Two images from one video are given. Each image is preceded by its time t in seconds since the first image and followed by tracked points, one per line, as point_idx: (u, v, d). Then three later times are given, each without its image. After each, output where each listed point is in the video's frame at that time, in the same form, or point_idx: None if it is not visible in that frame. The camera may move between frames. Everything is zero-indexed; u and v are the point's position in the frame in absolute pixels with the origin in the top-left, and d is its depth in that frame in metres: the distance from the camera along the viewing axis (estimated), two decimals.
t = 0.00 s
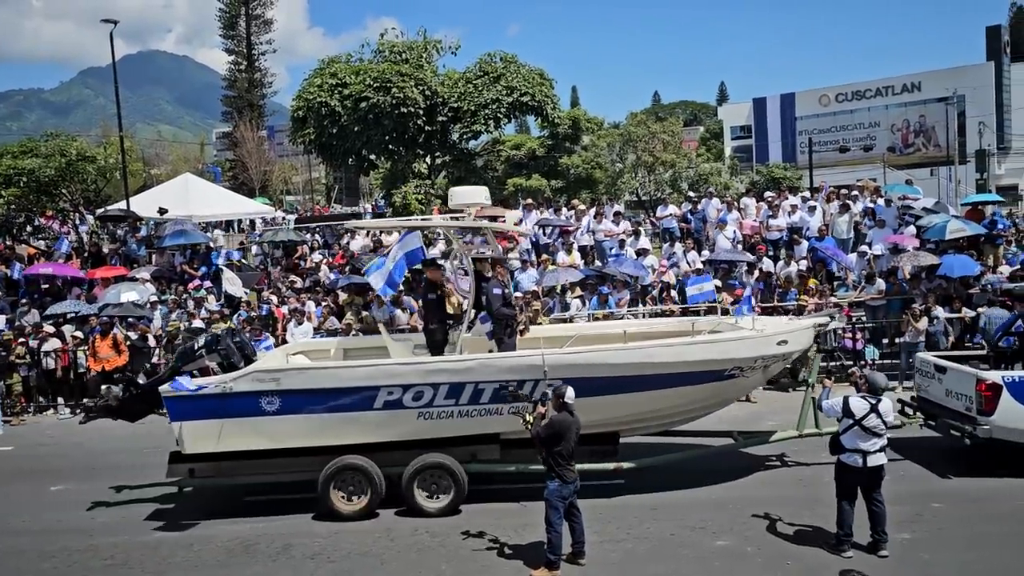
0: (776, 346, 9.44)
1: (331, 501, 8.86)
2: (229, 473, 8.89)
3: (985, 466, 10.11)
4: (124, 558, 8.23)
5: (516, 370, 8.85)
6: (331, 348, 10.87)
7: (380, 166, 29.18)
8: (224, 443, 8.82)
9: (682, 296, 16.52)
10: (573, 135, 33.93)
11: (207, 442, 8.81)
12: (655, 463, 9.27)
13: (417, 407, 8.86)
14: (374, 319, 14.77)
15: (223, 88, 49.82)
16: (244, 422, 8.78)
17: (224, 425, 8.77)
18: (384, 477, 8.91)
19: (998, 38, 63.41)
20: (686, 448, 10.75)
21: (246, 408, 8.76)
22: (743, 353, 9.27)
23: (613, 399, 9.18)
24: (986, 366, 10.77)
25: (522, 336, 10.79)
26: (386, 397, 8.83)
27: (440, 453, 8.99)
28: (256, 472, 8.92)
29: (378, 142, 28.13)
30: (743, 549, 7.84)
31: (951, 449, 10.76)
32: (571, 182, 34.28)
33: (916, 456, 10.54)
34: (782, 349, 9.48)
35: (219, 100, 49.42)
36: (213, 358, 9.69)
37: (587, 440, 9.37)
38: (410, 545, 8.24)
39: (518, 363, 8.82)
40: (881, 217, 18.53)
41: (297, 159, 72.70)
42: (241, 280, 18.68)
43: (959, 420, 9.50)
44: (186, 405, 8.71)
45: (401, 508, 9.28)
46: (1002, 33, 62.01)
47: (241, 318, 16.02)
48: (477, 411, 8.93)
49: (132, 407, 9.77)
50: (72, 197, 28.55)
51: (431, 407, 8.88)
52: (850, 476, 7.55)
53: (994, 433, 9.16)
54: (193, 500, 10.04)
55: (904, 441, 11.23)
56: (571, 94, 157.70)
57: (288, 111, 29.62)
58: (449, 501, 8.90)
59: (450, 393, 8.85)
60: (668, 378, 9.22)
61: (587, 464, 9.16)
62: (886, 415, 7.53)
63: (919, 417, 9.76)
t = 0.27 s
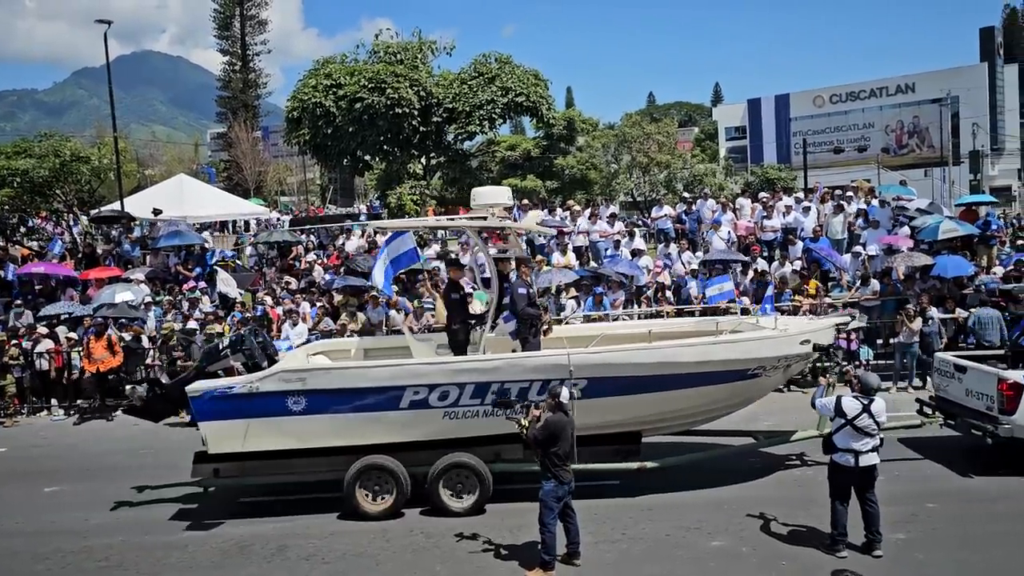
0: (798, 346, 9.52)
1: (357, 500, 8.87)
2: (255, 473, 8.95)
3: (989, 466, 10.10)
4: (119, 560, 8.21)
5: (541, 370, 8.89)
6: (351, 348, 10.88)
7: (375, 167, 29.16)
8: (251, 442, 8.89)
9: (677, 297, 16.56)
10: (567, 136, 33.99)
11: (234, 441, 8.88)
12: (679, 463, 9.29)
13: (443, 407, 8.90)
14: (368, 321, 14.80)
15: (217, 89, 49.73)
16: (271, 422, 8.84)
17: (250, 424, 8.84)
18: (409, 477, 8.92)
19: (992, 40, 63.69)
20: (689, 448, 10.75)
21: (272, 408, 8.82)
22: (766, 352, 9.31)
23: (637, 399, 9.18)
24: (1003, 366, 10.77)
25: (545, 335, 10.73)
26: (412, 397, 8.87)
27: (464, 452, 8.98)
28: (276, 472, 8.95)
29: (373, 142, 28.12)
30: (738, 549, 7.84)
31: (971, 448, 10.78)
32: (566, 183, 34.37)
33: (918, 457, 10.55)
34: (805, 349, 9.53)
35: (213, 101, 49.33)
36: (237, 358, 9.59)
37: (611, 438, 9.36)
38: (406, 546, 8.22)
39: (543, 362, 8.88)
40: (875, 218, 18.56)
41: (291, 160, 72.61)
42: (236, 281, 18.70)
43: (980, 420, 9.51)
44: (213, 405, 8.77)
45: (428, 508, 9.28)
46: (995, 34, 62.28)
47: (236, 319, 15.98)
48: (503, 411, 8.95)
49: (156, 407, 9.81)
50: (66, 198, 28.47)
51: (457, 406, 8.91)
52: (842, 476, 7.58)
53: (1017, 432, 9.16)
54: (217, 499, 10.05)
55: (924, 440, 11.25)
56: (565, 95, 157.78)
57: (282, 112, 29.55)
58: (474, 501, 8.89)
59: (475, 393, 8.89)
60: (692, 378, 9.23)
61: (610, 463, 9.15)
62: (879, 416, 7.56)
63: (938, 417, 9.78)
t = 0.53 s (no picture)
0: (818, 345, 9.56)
1: (381, 500, 8.85)
2: (277, 473, 8.94)
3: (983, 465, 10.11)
4: (111, 563, 8.18)
5: (564, 369, 8.92)
6: (370, 348, 11.11)
7: (367, 168, 29.14)
8: (274, 444, 8.85)
9: (670, 298, 16.61)
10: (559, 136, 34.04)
11: (257, 443, 8.83)
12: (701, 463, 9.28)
13: (466, 407, 8.89)
14: (360, 322, 14.83)
15: (209, 90, 49.52)
16: (295, 422, 8.81)
17: (275, 425, 8.80)
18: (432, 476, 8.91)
19: (982, 42, 63.98)
20: (701, 449, 10.75)
21: (296, 409, 8.80)
22: (786, 350, 9.37)
23: (659, 398, 9.18)
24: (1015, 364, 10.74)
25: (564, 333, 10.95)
26: (435, 396, 8.86)
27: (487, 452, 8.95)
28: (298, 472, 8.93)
29: (365, 143, 28.09)
30: (730, 549, 7.86)
31: (985, 446, 10.82)
32: (559, 183, 34.45)
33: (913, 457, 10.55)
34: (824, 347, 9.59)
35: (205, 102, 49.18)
36: (260, 359, 9.69)
37: (631, 439, 9.36)
38: (399, 548, 8.20)
39: (566, 361, 8.91)
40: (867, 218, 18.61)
41: (283, 161, 72.49)
42: (227, 283, 18.68)
43: (998, 419, 9.54)
44: (237, 406, 8.73)
45: (450, 508, 9.26)
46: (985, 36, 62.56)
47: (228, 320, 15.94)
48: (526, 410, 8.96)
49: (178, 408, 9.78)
50: (56, 199, 28.35)
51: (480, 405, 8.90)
52: (834, 477, 7.60)
53: None
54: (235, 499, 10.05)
55: (941, 438, 11.32)
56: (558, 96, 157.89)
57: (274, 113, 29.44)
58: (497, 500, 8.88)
59: (499, 392, 8.89)
60: (713, 377, 9.26)
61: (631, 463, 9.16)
62: (870, 416, 7.56)
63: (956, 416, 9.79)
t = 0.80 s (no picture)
0: (836, 343, 9.59)
1: (402, 500, 8.84)
2: (296, 472, 8.96)
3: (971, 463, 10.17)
4: (99, 566, 8.14)
5: (585, 368, 8.93)
6: (383, 348, 10.92)
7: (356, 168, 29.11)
8: (294, 444, 8.87)
9: (658, 298, 16.66)
10: (548, 137, 34.07)
11: (278, 442, 8.86)
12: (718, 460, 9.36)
13: (486, 406, 8.88)
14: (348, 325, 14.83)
15: (197, 90, 49.32)
16: (316, 422, 8.83)
17: (295, 425, 8.82)
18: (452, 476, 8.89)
19: (968, 43, 64.41)
20: (711, 447, 10.78)
21: (317, 409, 8.81)
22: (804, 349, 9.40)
23: (677, 396, 9.20)
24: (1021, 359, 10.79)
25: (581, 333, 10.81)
26: (456, 396, 8.85)
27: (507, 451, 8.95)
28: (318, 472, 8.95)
29: (354, 144, 28.06)
30: (719, 549, 7.88)
31: (995, 443, 10.91)
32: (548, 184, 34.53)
33: (904, 456, 10.60)
34: (841, 345, 9.63)
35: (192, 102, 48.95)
36: (279, 359, 9.59)
37: (648, 438, 9.40)
38: (388, 550, 8.18)
39: (587, 360, 8.91)
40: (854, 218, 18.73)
41: (271, 162, 72.31)
42: (215, 284, 18.66)
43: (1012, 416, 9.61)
44: (258, 406, 8.76)
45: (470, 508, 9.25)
46: (971, 37, 62.95)
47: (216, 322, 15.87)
48: (546, 409, 8.99)
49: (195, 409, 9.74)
50: (42, 199, 28.20)
51: (501, 405, 8.91)
52: (823, 476, 7.63)
53: None
54: (252, 500, 10.03)
55: (951, 436, 11.37)
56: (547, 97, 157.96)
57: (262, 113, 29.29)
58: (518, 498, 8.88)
59: (519, 391, 8.90)
60: (731, 375, 9.28)
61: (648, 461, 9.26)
62: (859, 418, 7.58)
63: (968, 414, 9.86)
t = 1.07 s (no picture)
0: (846, 343, 9.65)
1: (415, 501, 8.81)
2: (310, 474, 8.95)
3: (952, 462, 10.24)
4: (79, 571, 8.06)
5: (600, 369, 8.97)
6: (394, 350, 11.23)
7: (340, 171, 29.02)
8: (309, 446, 8.85)
9: (642, 300, 16.68)
10: (533, 139, 34.12)
11: (293, 443, 8.82)
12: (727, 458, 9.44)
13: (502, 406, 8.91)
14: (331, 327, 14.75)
15: (179, 92, 49.02)
16: (332, 423, 8.82)
17: (310, 426, 8.79)
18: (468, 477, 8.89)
19: (948, 46, 65.16)
20: (722, 447, 10.79)
21: (332, 410, 8.80)
22: (817, 350, 9.43)
23: (691, 396, 9.23)
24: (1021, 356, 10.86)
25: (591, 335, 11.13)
26: (471, 397, 8.87)
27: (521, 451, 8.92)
28: (333, 474, 8.95)
29: (338, 146, 27.97)
30: (704, 549, 7.90)
31: (999, 441, 11.01)
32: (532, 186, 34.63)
33: (891, 455, 10.67)
34: (851, 346, 9.68)
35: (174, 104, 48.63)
36: (292, 361, 9.72)
37: (657, 438, 9.44)
38: (373, 553, 8.13)
39: (603, 361, 8.96)
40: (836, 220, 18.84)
41: (254, 164, 72.00)
42: (198, 286, 18.58)
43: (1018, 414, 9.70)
44: (273, 407, 8.71)
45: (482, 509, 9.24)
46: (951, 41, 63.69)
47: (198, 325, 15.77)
48: (560, 410, 9.03)
49: (207, 410, 9.67)
50: (22, 201, 28.00)
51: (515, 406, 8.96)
52: (806, 476, 7.67)
53: None
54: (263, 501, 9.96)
55: (955, 434, 11.46)
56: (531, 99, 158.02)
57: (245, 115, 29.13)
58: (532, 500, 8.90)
59: (534, 392, 8.95)
60: (742, 376, 9.33)
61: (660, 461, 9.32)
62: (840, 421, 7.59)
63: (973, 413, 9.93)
